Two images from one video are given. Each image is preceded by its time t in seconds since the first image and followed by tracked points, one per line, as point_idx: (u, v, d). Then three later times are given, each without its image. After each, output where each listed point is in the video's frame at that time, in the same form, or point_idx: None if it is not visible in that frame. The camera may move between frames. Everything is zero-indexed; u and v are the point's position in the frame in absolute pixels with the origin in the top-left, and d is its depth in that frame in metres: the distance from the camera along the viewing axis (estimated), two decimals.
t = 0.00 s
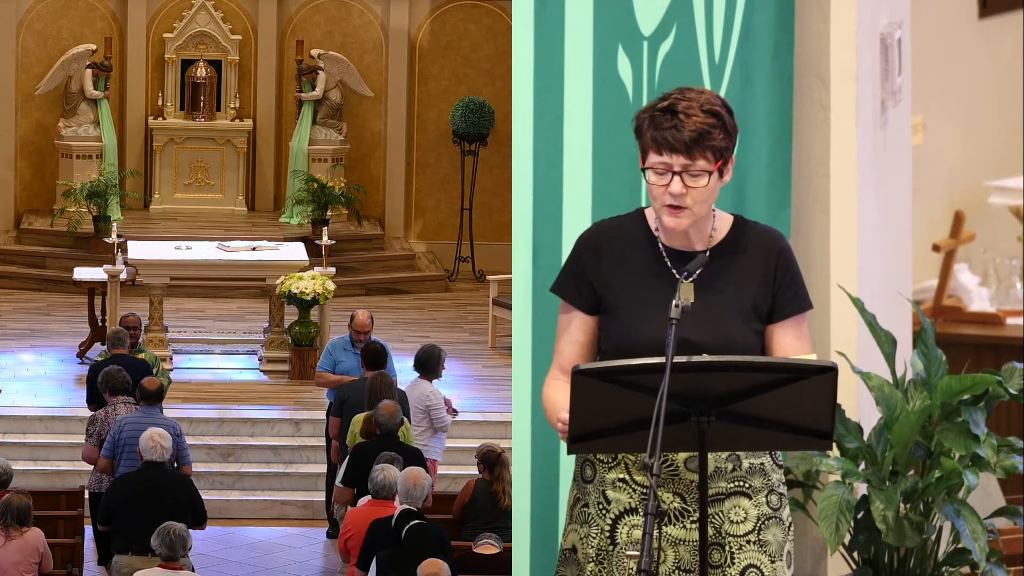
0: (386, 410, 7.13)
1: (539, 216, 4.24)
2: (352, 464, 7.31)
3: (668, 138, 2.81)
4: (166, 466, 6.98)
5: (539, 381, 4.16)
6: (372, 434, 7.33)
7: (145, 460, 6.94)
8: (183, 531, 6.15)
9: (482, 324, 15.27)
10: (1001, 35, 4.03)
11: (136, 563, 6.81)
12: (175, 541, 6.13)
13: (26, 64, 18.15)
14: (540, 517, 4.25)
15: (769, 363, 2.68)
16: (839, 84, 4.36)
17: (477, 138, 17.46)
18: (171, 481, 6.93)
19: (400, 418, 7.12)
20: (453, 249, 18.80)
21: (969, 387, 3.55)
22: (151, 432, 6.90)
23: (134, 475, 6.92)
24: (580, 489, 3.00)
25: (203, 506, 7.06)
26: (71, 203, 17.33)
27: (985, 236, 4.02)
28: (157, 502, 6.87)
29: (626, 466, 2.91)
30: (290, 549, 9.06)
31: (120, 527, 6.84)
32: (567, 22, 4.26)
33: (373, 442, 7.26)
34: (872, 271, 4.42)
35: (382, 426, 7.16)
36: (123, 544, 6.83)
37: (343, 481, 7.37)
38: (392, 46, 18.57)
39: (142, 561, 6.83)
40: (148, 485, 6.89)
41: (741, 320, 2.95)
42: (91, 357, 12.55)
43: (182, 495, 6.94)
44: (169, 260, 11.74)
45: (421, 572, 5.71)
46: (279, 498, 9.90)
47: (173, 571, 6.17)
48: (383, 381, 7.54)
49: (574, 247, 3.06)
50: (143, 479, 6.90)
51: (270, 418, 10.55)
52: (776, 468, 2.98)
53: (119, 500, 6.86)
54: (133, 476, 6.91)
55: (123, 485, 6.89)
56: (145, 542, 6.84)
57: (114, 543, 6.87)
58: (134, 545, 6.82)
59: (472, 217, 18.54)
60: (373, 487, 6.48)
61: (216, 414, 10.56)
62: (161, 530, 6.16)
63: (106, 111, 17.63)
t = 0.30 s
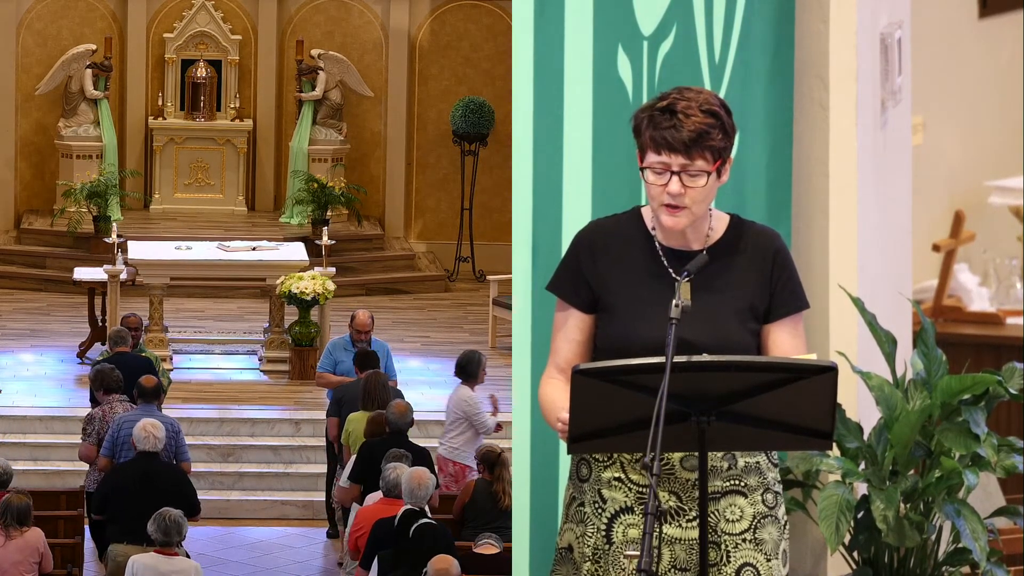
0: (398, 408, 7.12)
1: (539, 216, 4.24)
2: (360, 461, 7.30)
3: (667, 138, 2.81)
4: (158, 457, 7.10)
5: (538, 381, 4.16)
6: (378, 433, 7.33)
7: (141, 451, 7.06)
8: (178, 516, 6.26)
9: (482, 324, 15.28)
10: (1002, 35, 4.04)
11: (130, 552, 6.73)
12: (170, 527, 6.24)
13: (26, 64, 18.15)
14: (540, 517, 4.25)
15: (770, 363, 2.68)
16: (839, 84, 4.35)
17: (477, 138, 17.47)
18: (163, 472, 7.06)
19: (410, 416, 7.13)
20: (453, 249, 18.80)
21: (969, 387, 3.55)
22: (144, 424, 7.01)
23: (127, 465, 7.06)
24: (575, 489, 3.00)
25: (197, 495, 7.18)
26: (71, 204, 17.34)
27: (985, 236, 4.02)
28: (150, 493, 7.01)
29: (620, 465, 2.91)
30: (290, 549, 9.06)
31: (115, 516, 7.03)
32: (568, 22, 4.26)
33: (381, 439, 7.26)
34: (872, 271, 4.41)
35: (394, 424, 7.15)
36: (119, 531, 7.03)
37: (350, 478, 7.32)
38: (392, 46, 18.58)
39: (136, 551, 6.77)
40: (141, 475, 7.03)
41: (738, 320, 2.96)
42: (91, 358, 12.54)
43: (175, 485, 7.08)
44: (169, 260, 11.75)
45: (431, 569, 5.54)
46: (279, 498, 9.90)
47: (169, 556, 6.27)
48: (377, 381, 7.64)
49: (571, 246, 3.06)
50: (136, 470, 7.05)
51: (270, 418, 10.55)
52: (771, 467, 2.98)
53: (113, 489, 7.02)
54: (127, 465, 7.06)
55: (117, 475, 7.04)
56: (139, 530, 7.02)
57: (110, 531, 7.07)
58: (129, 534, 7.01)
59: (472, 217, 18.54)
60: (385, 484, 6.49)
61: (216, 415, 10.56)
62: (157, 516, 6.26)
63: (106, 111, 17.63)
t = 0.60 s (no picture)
0: (399, 408, 7.12)
1: (539, 216, 4.25)
2: (358, 460, 7.31)
3: (666, 137, 2.81)
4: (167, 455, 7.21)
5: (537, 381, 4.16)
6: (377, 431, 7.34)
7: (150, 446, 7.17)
8: (180, 511, 6.45)
9: (482, 324, 15.28)
10: (1002, 36, 4.04)
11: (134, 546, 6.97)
12: (172, 521, 6.43)
13: (26, 64, 18.16)
14: (539, 517, 4.25)
15: (770, 363, 2.68)
16: (839, 84, 4.35)
17: (477, 138, 17.47)
18: (168, 469, 7.15)
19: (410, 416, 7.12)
20: (453, 249, 18.80)
21: (969, 387, 3.55)
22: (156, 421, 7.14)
23: (134, 461, 7.17)
24: (572, 488, 3.00)
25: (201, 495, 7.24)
26: (71, 204, 17.35)
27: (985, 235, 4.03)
28: (154, 489, 7.10)
29: (618, 464, 2.91)
30: (290, 549, 9.06)
31: (119, 511, 7.10)
32: (567, 23, 4.27)
33: (380, 438, 7.30)
34: (871, 271, 4.42)
35: (394, 423, 7.15)
36: (121, 526, 7.08)
37: (349, 475, 7.33)
38: (392, 46, 18.58)
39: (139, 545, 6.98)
40: (146, 471, 7.13)
41: (735, 320, 2.96)
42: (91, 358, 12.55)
43: (178, 482, 7.15)
44: (169, 260, 11.75)
45: (442, 564, 5.54)
46: (279, 499, 9.90)
47: (173, 550, 6.47)
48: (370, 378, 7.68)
49: (567, 245, 3.06)
50: (143, 466, 7.14)
51: (270, 418, 10.55)
52: (768, 466, 2.97)
53: (119, 483, 7.10)
54: (135, 461, 7.16)
55: (124, 469, 7.13)
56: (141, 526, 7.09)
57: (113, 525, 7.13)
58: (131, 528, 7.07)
59: (472, 218, 18.54)
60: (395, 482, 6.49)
61: (216, 414, 10.57)
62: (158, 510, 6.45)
63: (106, 111, 17.64)
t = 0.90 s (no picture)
0: (392, 408, 7.17)
1: (538, 216, 4.25)
2: (350, 460, 7.32)
3: (666, 136, 2.81)
4: (173, 446, 7.24)
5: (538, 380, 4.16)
6: (364, 430, 7.40)
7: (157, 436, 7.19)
8: (180, 497, 6.49)
9: (482, 324, 15.28)
10: (1001, 36, 4.03)
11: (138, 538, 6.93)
12: (173, 508, 6.46)
13: (25, 64, 18.15)
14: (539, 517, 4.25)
15: (770, 362, 2.68)
16: (839, 85, 4.35)
17: (477, 138, 17.46)
18: (176, 461, 7.20)
19: (404, 416, 7.19)
20: (453, 249, 18.81)
21: (969, 387, 3.55)
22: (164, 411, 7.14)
23: (143, 450, 7.22)
24: (569, 488, 3.00)
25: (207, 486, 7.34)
26: (71, 204, 17.35)
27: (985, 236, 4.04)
28: (162, 481, 7.15)
29: (616, 464, 2.91)
30: (290, 549, 9.06)
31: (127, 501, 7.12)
32: (566, 25, 4.27)
33: (373, 438, 7.32)
34: (870, 270, 4.41)
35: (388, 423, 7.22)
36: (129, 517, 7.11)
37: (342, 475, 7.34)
38: (392, 46, 18.58)
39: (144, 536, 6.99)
40: (155, 461, 7.19)
41: (733, 320, 2.95)
42: (91, 358, 12.55)
43: (186, 473, 7.23)
44: (169, 260, 11.75)
45: (432, 561, 5.54)
46: (279, 499, 9.90)
47: (174, 537, 6.46)
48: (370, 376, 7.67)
49: (563, 245, 3.05)
50: (152, 456, 7.19)
51: (270, 418, 10.54)
52: (765, 465, 2.98)
53: (127, 474, 7.14)
54: (144, 451, 7.21)
55: (133, 459, 7.17)
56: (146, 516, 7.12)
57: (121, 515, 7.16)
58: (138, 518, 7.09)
59: (472, 218, 18.54)
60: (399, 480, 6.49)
61: (216, 414, 10.57)
62: (159, 498, 6.50)
63: (106, 111, 17.64)
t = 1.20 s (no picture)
0: (384, 407, 7.22)
1: (538, 216, 4.25)
2: (342, 460, 7.36)
3: (666, 135, 2.81)
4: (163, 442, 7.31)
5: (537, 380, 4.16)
6: (358, 429, 7.42)
7: (146, 433, 7.26)
8: (172, 489, 6.57)
9: (482, 324, 15.28)
10: (1002, 36, 4.05)
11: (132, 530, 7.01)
12: (164, 500, 6.54)
13: (25, 64, 18.15)
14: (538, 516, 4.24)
15: (769, 362, 2.68)
16: (839, 85, 4.35)
17: (477, 138, 17.46)
18: (167, 455, 7.27)
19: (395, 415, 7.25)
20: (453, 249, 18.81)
21: (969, 387, 3.55)
22: (150, 408, 7.25)
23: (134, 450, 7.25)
24: (566, 489, 3.00)
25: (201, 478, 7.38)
26: (71, 204, 17.34)
27: (985, 236, 4.07)
28: (154, 476, 7.22)
29: (613, 464, 2.91)
30: (290, 549, 9.06)
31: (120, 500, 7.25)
32: (566, 25, 4.27)
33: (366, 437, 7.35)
34: (870, 270, 4.41)
35: (379, 423, 7.25)
36: (123, 514, 7.24)
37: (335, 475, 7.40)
38: (392, 46, 18.58)
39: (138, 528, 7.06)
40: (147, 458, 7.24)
41: (730, 320, 2.95)
42: (91, 358, 12.55)
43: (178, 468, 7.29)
44: (169, 260, 11.74)
45: (418, 560, 5.55)
46: (279, 499, 9.90)
47: (165, 528, 6.58)
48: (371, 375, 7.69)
49: (559, 244, 3.05)
50: (143, 452, 7.25)
51: (270, 418, 10.54)
52: (762, 463, 2.98)
53: (119, 471, 7.21)
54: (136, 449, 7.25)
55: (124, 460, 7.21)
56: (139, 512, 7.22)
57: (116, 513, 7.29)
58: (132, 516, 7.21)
59: (472, 217, 18.54)
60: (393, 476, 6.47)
61: (216, 415, 10.57)
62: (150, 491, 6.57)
63: (106, 111, 17.65)
